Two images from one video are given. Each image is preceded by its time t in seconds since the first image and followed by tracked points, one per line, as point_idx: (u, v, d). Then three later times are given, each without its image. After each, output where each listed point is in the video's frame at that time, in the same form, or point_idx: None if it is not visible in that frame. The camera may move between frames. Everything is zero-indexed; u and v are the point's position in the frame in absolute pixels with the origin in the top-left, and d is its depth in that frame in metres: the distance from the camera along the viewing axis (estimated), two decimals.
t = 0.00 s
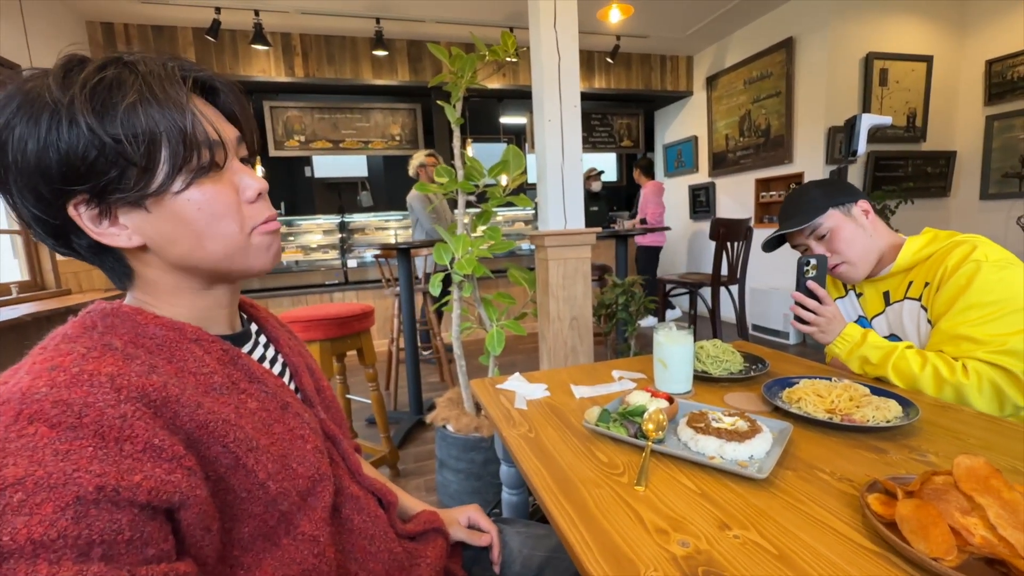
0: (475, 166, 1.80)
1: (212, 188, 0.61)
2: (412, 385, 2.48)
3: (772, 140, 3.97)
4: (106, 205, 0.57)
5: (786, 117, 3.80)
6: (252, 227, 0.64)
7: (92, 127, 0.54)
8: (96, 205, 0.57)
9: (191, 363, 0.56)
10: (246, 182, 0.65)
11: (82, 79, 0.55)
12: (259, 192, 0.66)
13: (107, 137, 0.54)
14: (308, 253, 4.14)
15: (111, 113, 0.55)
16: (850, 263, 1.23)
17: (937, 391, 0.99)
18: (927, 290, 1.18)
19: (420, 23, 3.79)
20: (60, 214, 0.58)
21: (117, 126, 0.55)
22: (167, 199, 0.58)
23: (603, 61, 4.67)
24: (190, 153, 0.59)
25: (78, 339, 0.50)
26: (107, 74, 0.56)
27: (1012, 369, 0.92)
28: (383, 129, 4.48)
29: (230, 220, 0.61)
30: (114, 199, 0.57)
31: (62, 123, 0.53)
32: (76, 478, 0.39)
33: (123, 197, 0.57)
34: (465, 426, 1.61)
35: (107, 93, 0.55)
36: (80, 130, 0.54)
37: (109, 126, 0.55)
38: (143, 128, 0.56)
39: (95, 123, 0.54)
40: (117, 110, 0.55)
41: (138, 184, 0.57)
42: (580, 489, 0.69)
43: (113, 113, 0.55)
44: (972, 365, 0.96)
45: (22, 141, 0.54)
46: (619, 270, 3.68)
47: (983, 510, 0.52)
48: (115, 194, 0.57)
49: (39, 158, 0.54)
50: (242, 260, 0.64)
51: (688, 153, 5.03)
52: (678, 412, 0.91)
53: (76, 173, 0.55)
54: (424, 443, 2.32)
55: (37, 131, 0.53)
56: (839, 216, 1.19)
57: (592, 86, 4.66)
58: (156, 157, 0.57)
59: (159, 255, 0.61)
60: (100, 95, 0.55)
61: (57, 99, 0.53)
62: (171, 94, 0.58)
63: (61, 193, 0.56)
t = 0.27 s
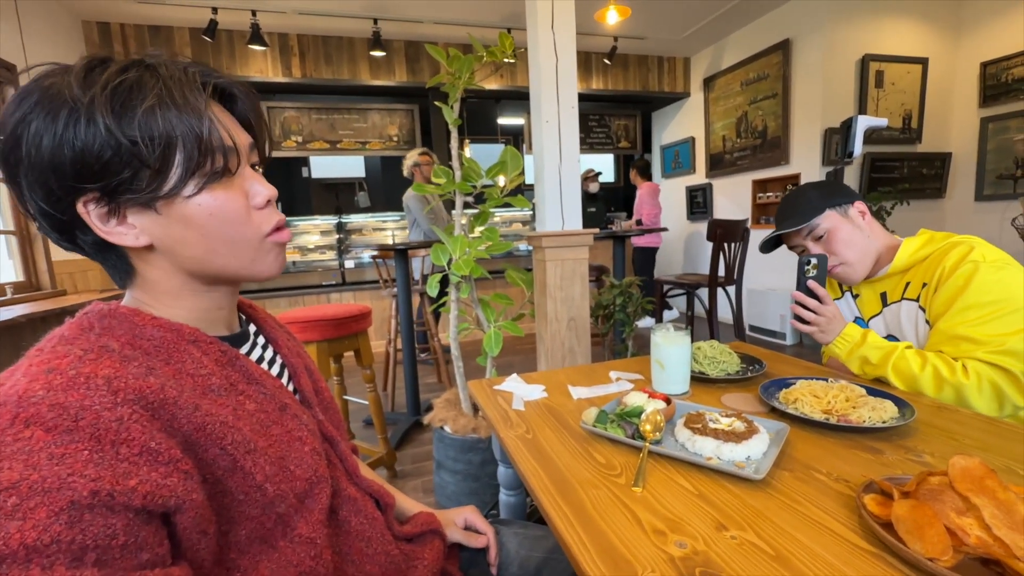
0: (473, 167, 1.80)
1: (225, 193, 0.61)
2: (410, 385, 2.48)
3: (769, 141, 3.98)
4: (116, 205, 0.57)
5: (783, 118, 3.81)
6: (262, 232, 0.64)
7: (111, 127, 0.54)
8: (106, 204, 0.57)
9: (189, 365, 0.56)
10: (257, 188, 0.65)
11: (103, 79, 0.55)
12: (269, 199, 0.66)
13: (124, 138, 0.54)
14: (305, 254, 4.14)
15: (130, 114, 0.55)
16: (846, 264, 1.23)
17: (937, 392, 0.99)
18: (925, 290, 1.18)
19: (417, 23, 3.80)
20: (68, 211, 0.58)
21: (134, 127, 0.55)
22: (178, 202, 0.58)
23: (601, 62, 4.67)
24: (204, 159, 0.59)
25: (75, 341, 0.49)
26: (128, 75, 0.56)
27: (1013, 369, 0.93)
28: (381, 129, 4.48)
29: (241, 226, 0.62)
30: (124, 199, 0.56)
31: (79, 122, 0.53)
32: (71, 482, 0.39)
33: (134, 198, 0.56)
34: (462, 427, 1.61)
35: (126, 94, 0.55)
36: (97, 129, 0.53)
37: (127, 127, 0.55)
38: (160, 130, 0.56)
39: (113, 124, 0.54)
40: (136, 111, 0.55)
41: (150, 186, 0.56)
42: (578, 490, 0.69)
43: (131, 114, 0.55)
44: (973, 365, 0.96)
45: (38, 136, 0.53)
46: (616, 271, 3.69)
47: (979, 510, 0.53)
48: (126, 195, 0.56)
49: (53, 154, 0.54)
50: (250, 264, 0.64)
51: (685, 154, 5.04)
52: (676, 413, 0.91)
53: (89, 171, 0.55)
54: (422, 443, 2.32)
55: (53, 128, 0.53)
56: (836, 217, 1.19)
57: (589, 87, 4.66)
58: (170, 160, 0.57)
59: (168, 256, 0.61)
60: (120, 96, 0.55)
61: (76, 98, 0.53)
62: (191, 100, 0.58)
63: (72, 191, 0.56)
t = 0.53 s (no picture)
0: (470, 168, 1.80)
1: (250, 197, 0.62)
2: (407, 387, 2.48)
3: (765, 142, 4.00)
4: (141, 202, 0.56)
5: (779, 119, 3.83)
6: (278, 236, 0.65)
7: (149, 126, 0.54)
8: (130, 201, 0.56)
9: (181, 369, 0.55)
10: (274, 193, 0.65)
11: (142, 79, 0.55)
12: (284, 204, 0.67)
13: (162, 137, 0.55)
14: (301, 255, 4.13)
15: (169, 114, 0.55)
16: (843, 264, 1.24)
17: (937, 392, 1.00)
18: (922, 291, 1.19)
19: (414, 24, 3.79)
20: (82, 207, 0.56)
21: (175, 127, 0.56)
22: (205, 203, 0.59)
23: (597, 63, 4.68)
24: (236, 162, 0.60)
25: (65, 344, 0.49)
26: (166, 77, 0.57)
27: (1012, 369, 0.95)
28: (378, 130, 4.47)
29: (260, 228, 0.62)
30: (151, 196, 0.56)
31: (118, 118, 0.53)
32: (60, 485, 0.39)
33: (162, 196, 0.56)
34: (459, 428, 1.61)
35: (166, 95, 0.56)
36: (135, 126, 0.54)
37: (164, 126, 0.55)
38: (196, 132, 0.57)
39: (152, 123, 0.54)
40: (176, 112, 0.56)
41: (181, 185, 0.56)
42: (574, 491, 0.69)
43: (171, 114, 0.55)
44: (973, 365, 0.97)
45: (66, 130, 0.52)
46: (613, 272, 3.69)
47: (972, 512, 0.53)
48: (154, 192, 0.56)
49: (84, 148, 0.53)
50: (264, 267, 0.64)
51: (682, 155, 5.05)
52: (672, 415, 0.91)
53: (118, 167, 0.54)
54: (418, 445, 2.32)
55: (88, 122, 0.53)
56: (831, 217, 1.20)
57: (586, 88, 4.67)
58: (204, 162, 0.57)
59: (186, 255, 0.60)
60: (162, 97, 0.55)
61: (115, 95, 0.53)
62: (226, 104, 0.60)
63: (95, 186, 0.55)
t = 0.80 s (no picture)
0: (466, 169, 1.79)
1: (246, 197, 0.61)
2: (403, 388, 2.47)
3: (760, 144, 4.01)
4: (135, 205, 0.56)
5: (774, 121, 3.84)
6: (271, 236, 0.64)
7: (139, 128, 0.54)
8: (124, 205, 0.56)
9: (176, 366, 0.55)
10: (269, 192, 0.64)
11: (132, 81, 0.55)
12: (280, 203, 0.66)
13: (154, 139, 0.54)
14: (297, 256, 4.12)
15: (160, 116, 0.55)
16: (838, 263, 1.24)
17: (933, 391, 1.00)
18: (917, 291, 1.19)
19: (411, 25, 3.79)
20: (78, 212, 0.57)
21: (166, 128, 0.55)
22: (200, 204, 0.58)
23: (594, 65, 4.69)
24: (231, 163, 0.59)
25: (61, 339, 0.49)
26: (156, 79, 0.56)
27: (1006, 369, 0.96)
28: (374, 130, 4.47)
29: (253, 228, 0.61)
30: (145, 199, 0.56)
31: (109, 122, 0.53)
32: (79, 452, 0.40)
33: (157, 198, 0.56)
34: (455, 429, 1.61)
35: (157, 97, 0.55)
36: (126, 130, 0.53)
37: (156, 128, 0.54)
38: (189, 132, 0.56)
39: (143, 125, 0.54)
40: (167, 114, 0.55)
41: (175, 187, 0.56)
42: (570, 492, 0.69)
43: (162, 116, 0.55)
44: (969, 365, 0.97)
45: (59, 135, 0.53)
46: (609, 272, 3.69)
47: (964, 510, 0.54)
48: (148, 195, 0.56)
49: (76, 153, 0.53)
50: (258, 269, 0.64)
51: (677, 156, 5.06)
52: (668, 415, 0.91)
53: (112, 171, 0.54)
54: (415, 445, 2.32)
55: (80, 127, 0.53)
56: (826, 217, 1.21)
57: (583, 89, 4.68)
58: (197, 163, 0.57)
59: (178, 258, 0.60)
60: (151, 98, 0.55)
61: (105, 99, 0.53)
62: (218, 104, 0.59)
63: (90, 191, 0.55)
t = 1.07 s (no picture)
0: (463, 169, 1.79)
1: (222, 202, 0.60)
2: (399, 389, 2.47)
3: (756, 145, 4.03)
4: (106, 210, 0.56)
5: (770, 122, 3.86)
6: (252, 241, 0.63)
7: (106, 135, 0.53)
8: (96, 210, 0.56)
9: (178, 368, 0.55)
10: (250, 198, 0.64)
11: (102, 86, 0.54)
12: (263, 209, 0.65)
13: (120, 146, 0.53)
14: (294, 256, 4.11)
15: (127, 123, 0.53)
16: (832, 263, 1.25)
17: (928, 391, 1.00)
18: (912, 292, 1.20)
19: (408, 26, 3.79)
20: (54, 213, 0.57)
21: (132, 136, 0.54)
22: (171, 211, 0.57)
23: (591, 66, 4.70)
24: (202, 170, 0.58)
25: (64, 339, 0.48)
26: (126, 83, 0.55)
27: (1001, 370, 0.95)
28: (371, 131, 4.46)
29: (231, 235, 0.60)
30: (115, 205, 0.56)
31: (76, 127, 0.52)
32: (93, 450, 0.40)
33: (128, 204, 0.56)
34: (452, 430, 1.61)
35: (126, 102, 0.54)
36: (93, 136, 0.53)
37: (124, 135, 0.53)
38: (158, 140, 0.55)
39: (111, 132, 0.53)
40: (134, 119, 0.54)
41: (143, 195, 0.55)
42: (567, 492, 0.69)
43: (130, 123, 0.54)
44: (963, 366, 0.97)
45: (29, 139, 0.53)
46: (606, 273, 3.69)
47: (961, 509, 0.54)
48: (116, 201, 0.55)
49: (47, 157, 0.53)
50: (238, 274, 0.64)
51: (674, 157, 5.08)
52: (665, 415, 0.91)
53: (81, 177, 0.54)
54: (412, 447, 2.31)
55: (49, 132, 0.52)
56: (821, 217, 1.22)
57: (579, 90, 4.68)
58: (167, 171, 0.56)
59: (156, 262, 0.60)
60: (116, 103, 0.53)
61: (73, 103, 0.52)
62: (191, 108, 0.57)
63: (62, 194, 0.55)
